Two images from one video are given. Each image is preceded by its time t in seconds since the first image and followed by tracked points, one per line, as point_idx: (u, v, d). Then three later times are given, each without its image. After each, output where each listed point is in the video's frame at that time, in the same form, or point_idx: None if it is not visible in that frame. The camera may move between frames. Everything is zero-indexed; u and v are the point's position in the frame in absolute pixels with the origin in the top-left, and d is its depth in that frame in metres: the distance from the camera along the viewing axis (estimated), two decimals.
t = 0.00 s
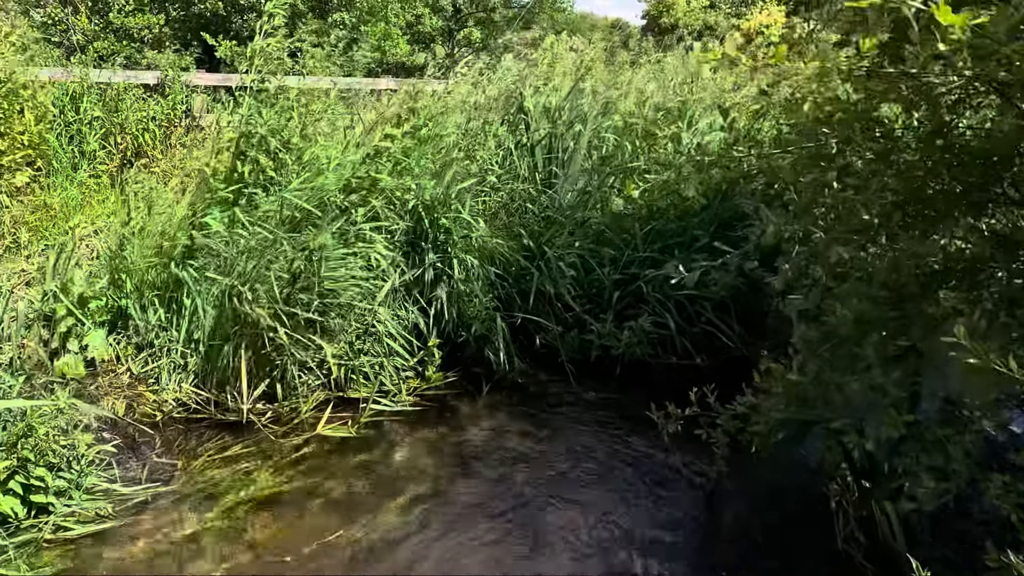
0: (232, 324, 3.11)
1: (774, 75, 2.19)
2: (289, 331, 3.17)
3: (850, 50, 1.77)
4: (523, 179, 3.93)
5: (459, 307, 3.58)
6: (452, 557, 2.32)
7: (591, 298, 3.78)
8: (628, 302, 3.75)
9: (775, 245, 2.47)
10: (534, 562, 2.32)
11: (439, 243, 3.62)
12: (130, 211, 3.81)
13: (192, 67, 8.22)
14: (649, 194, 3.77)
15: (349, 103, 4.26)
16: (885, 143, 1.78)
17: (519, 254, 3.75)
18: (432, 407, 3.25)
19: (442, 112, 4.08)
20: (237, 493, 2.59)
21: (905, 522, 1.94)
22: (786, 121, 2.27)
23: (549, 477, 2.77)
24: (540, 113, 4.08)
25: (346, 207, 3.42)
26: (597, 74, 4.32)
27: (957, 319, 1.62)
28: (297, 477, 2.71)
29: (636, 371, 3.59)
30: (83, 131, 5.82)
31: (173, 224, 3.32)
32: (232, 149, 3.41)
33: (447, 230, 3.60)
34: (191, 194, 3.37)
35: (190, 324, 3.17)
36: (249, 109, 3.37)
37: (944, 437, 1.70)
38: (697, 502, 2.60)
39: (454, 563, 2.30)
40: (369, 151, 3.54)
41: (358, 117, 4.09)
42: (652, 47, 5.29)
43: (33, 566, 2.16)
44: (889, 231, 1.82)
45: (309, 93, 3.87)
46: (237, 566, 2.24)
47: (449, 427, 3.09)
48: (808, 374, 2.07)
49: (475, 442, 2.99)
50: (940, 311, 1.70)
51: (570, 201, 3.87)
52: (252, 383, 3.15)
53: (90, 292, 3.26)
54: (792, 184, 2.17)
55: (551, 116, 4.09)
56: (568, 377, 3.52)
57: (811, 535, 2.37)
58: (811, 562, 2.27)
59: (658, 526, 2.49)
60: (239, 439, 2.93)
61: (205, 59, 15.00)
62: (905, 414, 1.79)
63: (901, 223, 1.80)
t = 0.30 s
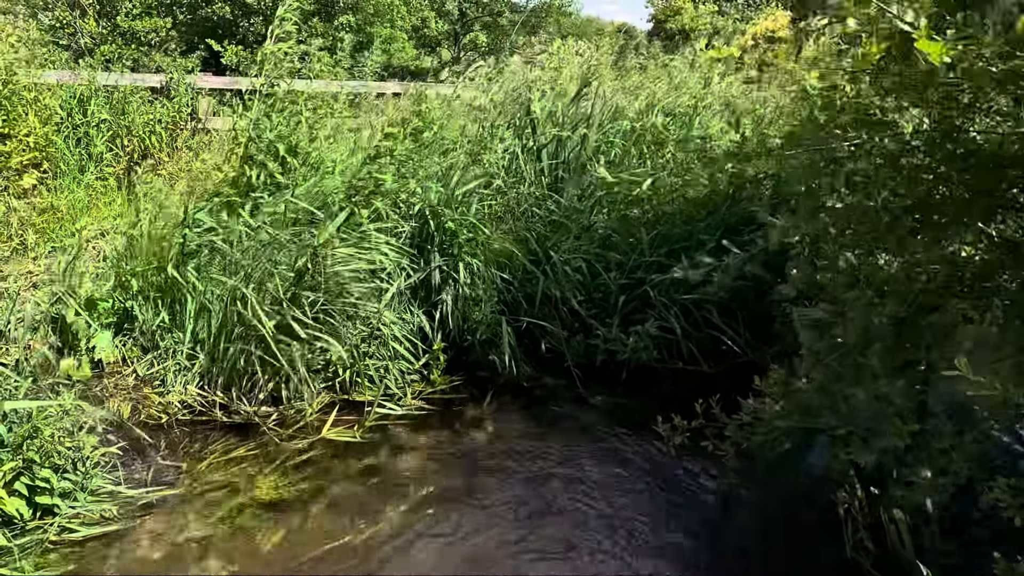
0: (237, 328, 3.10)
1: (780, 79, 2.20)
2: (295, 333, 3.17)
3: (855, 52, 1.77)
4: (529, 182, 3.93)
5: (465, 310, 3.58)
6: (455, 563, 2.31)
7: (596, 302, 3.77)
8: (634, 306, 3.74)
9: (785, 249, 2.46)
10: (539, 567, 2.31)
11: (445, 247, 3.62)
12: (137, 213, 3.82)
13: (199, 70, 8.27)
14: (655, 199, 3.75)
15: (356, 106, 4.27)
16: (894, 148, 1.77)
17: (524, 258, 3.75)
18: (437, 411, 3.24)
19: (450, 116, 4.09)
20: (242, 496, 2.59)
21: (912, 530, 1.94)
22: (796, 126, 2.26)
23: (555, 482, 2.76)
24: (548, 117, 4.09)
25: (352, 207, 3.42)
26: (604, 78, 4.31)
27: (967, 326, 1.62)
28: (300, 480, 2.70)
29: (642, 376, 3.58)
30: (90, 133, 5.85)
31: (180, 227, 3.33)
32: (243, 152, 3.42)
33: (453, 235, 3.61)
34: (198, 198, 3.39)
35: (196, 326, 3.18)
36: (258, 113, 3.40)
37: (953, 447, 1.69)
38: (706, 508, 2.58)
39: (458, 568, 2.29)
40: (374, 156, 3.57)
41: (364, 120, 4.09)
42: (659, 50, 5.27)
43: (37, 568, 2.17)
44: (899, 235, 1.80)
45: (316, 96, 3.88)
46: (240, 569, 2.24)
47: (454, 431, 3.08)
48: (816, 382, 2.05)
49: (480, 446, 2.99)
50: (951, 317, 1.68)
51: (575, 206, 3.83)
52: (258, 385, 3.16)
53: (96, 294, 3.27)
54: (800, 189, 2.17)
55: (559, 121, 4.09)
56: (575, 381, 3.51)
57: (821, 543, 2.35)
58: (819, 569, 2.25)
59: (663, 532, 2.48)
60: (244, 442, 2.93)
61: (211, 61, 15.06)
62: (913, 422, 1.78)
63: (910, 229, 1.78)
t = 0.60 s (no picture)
0: (240, 330, 3.12)
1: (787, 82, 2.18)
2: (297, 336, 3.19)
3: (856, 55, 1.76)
4: (530, 185, 3.93)
5: (466, 313, 3.58)
6: (456, 566, 2.31)
7: (598, 305, 3.77)
8: (635, 309, 3.74)
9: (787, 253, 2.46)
10: (540, 569, 2.31)
11: (447, 250, 3.62)
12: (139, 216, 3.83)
13: (200, 72, 8.26)
14: (657, 202, 3.75)
15: (357, 109, 4.27)
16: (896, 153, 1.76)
17: (526, 260, 3.75)
18: (438, 415, 3.24)
19: (452, 118, 4.09)
20: (243, 499, 2.59)
21: (913, 535, 1.94)
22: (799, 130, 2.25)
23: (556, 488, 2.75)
24: (549, 120, 4.09)
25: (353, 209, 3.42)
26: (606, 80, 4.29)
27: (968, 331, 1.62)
28: (302, 483, 2.71)
29: (644, 380, 3.58)
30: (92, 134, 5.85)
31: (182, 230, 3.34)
32: (243, 155, 3.36)
33: (455, 238, 3.61)
34: (200, 201, 3.39)
35: (198, 329, 3.18)
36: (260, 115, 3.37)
37: (954, 452, 1.69)
38: (707, 511, 2.59)
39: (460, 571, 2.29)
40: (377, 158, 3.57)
41: (366, 123, 4.09)
42: (662, 54, 5.27)
43: (39, 572, 2.17)
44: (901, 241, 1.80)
45: (318, 98, 3.88)
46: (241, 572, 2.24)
47: (455, 436, 3.08)
48: (817, 387, 2.05)
49: (481, 449, 2.99)
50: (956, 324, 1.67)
51: (578, 209, 3.83)
52: (260, 389, 3.16)
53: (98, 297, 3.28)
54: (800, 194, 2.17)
55: (560, 124, 4.09)
56: (576, 385, 3.51)
57: (822, 548, 2.35)
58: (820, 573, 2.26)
59: (664, 535, 2.48)
60: (246, 445, 2.93)
61: (212, 62, 15.06)
62: (914, 426, 1.78)
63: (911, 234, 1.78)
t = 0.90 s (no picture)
0: (232, 332, 3.09)
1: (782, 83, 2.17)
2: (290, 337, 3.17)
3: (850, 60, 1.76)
4: (524, 185, 3.93)
5: (460, 313, 3.58)
6: (448, 566, 2.30)
7: (591, 305, 3.76)
8: (629, 309, 3.73)
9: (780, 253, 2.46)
10: (531, 569, 2.31)
11: (441, 250, 3.62)
12: (133, 215, 3.82)
13: (197, 71, 8.24)
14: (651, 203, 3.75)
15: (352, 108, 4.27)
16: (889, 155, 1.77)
17: (520, 260, 3.74)
18: (431, 415, 3.24)
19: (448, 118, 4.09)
20: (234, 498, 2.58)
21: (904, 534, 1.94)
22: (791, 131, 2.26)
23: (548, 487, 2.74)
24: (544, 120, 4.09)
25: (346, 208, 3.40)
26: (601, 80, 4.29)
27: (960, 332, 1.62)
28: (293, 483, 2.70)
29: (637, 380, 3.59)
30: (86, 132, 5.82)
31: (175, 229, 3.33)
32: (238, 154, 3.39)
33: (449, 239, 3.61)
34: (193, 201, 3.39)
35: (191, 329, 3.17)
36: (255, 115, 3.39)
37: (945, 451, 1.68)
38: (698, 511, 2.58)
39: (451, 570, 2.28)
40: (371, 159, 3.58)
41: (361, 122, 4.08)
42: (658, 55, 5.27)
43: (28, 571, 2.16)
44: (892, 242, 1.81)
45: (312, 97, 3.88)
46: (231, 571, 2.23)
47: (447, 436, 3.07)
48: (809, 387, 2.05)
49: (474, 449, 2.98)
50: (947, 323, 1.67)
51: (572, 209, 3.83)
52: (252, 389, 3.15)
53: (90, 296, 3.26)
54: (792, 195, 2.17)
55: (555, 124, 4.09)
56: (570, 385, 3.52)
57: (811, 548, 2.31)
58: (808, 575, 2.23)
59: (656, 535, 2.47)
60: (237, 445, 2.92)
61: (208, 61, 15.03)
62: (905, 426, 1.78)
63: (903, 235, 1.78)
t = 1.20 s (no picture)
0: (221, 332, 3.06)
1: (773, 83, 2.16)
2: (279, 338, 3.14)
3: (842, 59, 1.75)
4: (517, 185, 3.91)
5: (451, 313, 3.56)
6: (438, 568, 2.28)
7: (583, 306, 3.74)
8: (621, 310, 3.71)
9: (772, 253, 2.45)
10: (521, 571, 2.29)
11: (432, 250, 3.60)
12: (124, 214, 3.79)
13: (191, 71, 8.21)
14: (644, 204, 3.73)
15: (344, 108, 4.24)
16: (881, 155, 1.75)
17: (512, 260, 3.73)
18: (422, 416, 3.21)
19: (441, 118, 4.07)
20: (222, 500, 2.56)
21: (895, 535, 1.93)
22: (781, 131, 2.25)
23: (539, 488, 2.72)
24: (537, 121, 4.07)
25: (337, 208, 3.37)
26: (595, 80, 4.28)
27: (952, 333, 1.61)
28: (282, 484, 2.67)
29: (629, 381, 3.57)
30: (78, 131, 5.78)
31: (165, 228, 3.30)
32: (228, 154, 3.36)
33: (441, 240, 3.59)
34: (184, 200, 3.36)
35: (181, 329, 3.14)
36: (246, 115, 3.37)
37: (936, 452, 1.67)
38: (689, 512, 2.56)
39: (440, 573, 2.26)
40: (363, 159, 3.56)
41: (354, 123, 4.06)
42: (652, 56, 5.26)
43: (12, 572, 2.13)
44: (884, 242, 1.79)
45: (304, 96, 3.85)
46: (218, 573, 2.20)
47: (438, 437, 3.04)
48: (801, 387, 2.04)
49: (465, 450, 2.96)
50: (938, 323, 1.66)
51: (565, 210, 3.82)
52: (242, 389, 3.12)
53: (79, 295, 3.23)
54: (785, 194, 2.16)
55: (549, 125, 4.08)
56: (562, 386, 3.50)
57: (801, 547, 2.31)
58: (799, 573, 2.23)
59: (648, 537, 2.46)
60: (227, 446, 2.89)
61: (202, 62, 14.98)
62: (896, 426, 1.77)
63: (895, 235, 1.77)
